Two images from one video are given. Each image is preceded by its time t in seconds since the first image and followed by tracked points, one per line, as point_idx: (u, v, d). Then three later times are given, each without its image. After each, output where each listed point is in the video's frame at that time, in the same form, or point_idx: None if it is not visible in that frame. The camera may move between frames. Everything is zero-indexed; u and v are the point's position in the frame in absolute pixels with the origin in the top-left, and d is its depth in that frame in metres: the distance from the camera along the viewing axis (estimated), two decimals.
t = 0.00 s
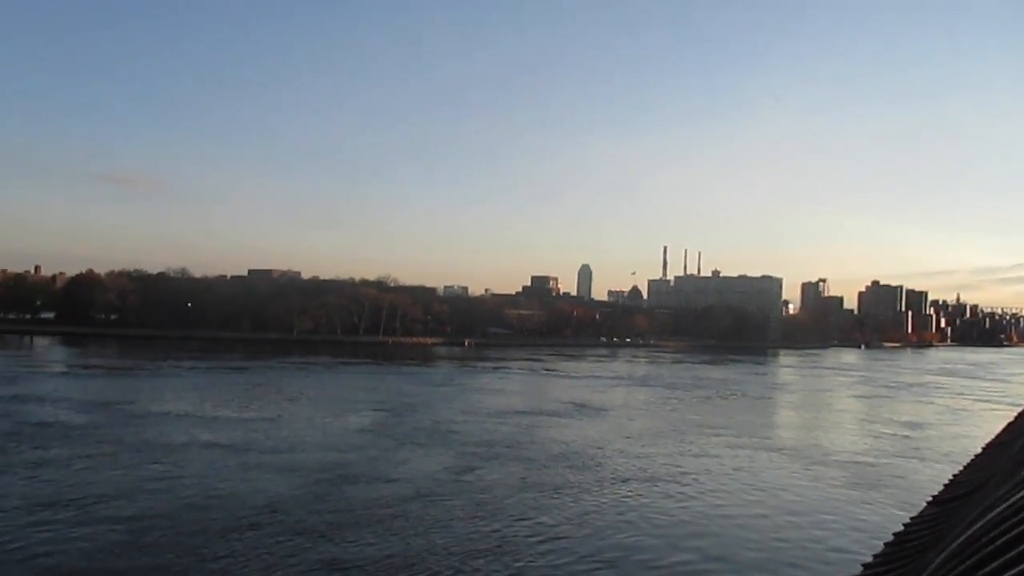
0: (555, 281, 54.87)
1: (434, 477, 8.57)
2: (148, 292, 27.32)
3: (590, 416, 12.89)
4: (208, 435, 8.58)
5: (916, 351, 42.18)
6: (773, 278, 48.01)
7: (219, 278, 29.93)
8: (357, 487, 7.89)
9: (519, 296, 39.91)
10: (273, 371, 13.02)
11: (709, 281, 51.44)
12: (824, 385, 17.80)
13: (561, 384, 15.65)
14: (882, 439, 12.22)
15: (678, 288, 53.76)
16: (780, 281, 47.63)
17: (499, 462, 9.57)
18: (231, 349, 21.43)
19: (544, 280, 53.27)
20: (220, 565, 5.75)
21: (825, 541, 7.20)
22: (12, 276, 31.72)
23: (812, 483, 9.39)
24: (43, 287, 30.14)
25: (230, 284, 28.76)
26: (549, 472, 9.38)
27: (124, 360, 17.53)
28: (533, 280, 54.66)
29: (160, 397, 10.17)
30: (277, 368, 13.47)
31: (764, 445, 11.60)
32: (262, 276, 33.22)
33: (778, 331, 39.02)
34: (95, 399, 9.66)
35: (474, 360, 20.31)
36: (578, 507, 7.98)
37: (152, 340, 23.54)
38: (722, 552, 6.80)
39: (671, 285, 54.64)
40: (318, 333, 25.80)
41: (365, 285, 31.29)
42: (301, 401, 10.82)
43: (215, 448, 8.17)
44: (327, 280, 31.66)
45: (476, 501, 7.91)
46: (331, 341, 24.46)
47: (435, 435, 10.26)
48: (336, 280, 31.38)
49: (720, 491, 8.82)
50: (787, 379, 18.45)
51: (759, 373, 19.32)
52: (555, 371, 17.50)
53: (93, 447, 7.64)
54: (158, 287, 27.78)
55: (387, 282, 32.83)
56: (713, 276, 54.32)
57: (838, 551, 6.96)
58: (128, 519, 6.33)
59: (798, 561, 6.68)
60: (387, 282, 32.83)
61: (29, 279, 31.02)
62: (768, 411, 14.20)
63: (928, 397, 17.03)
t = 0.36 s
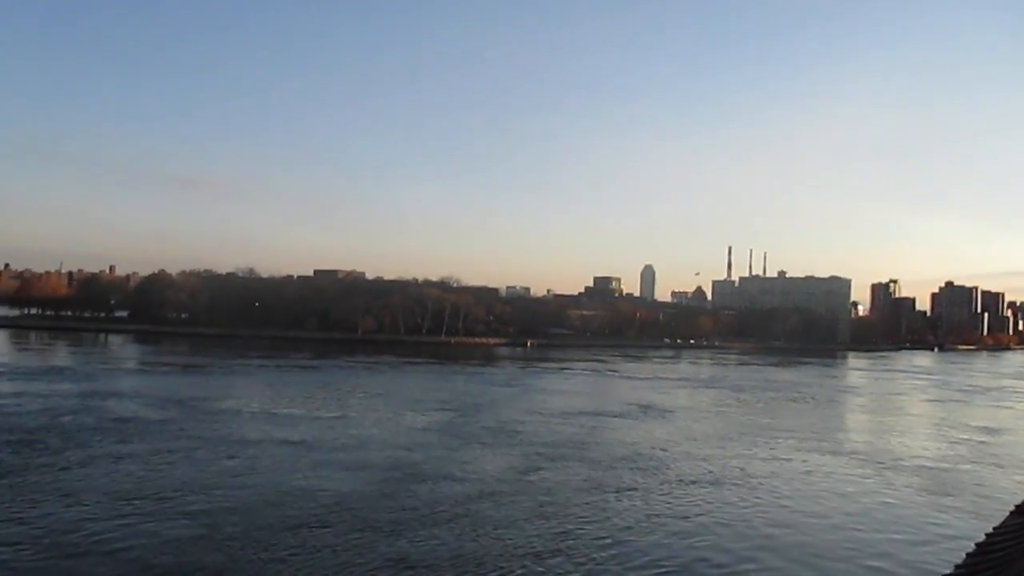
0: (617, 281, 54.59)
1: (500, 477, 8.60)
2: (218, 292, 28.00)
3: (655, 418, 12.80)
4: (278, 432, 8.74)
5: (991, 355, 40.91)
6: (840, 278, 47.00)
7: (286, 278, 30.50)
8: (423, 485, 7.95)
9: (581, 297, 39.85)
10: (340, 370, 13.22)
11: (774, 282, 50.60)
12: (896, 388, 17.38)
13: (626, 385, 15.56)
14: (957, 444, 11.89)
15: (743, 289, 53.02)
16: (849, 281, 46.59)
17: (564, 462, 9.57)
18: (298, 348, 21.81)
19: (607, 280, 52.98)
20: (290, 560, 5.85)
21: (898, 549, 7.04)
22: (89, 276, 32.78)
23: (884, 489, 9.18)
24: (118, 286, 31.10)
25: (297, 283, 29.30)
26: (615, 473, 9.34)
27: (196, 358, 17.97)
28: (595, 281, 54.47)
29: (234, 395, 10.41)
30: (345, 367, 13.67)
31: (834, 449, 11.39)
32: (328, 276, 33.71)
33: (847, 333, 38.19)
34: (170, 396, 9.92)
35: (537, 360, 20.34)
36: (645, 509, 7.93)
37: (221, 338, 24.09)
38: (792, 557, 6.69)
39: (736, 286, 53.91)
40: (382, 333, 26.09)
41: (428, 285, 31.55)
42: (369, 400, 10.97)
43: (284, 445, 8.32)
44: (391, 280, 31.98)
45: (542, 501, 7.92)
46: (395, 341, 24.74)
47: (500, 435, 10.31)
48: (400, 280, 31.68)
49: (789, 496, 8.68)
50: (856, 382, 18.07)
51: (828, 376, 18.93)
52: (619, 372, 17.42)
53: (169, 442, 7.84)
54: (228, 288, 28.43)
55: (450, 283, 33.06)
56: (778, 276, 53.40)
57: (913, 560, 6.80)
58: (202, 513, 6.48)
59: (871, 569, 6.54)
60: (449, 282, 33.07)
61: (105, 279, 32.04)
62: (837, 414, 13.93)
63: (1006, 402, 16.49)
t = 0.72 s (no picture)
0: (685, 284, 54.05)
1: (569, 479, 8.58)
2: (289, 295, 28.55)
3: (726, 423, 12.63)
4: (351, 432, 8.87)
5: None
6: (917, 281, 45.72)
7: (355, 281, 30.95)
8: (493, 487, 7.97)
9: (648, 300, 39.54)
10: (410, 372, 13.36)
11: (848, 285, 49.48)
12: (978, 394, 16.83)
13: (695, 389, 15.39)
14: None
15: (816, 292, 51.98)
16: (926, 284, 45.22)
17: (633, 466, 9.50)
18: (367, 350, 22.10)
19: (674, 283, 52.44)
20: (363, 558, 5.93)
21: (980, 561, 6.81)
22: (166, 279, 33.75)
23: (965, 498, 8.89)
24: (193, 288, 31.94)
25: (365, 286, 29.71)
26: (685, 477, 9.24)
27: (269, 360, 18.34)
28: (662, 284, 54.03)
29: (309, 395, 10.61)
30: (415, 369, 13.81)
31: (912, 456, 11.08)
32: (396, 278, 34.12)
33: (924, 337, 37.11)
34: (246, 395, 10.15)
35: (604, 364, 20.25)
36: (716, 514, 7.83)
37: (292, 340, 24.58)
38: (869, 567, 6.52)
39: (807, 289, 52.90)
40: (449, 336, 26.29)
41: (494, 287, 31.68)
42: (439, 401, 11.06)
43: (356, 445, 8.43)
44: (458, 283, 32.20)
45: (612, 505, 7.87)
46: (462, 344, 24.90)
47: (569, 438, 10.28)
48: (467, 283, 31.87)
49: (865, 503, 8.47)
50: (936, 388, 17.54)
51: (905, 381, 18.42)
52: (688, 376, 17.24)
53: (246, 440, 8.03)
54: (299, 289, 28.98)
55: (516, 286, 33.14)
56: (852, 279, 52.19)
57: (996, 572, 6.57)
58: (278, 511, 6.60)
59: None
60: (516, 286, 33.15)
61: (181, 282, 32.95)
62: (916, 421, 13.55)
63: None
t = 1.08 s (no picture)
0: (754, 286, 53.28)
1: (640, 481, 8.52)
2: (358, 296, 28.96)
3: (800, 425, 12.40)
4: (423, 432, 8.96)
5: None
6: (998, 282, 44.26)
7: (422, 282, 31.24)
8: (563, 488, 7.96)
9: (716, 301, 39.07)
10: (480, 373, 13.45)
11: (924, 285, 48.17)
12: None
13: (768, 392, 15.16)
14: None
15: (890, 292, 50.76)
16: (1007, 285, 43.75)
17: (705, 468, 9.41)
18: (435, 351, 22.30)
19: (744, 284, 51.74)
20: (433, 556, 5.98)
21: None
22: (240, 281, 34.56)
23: None
24: (266, 290, 32.64)
25: (432, 287, 29.97)
26: (758, 480, 9.10)
27: (340, 361, 18.65)
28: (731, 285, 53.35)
29: (381, 395, 10.75)
30: (485, 370, 13.89)
31: (995, 462, 10.73)
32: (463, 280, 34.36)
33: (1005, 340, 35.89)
34: (320, 395, 10.34)
35: (672, 365, 20.08)
36: (789, 518, 7.70)
37: (361, 341, 24.94)
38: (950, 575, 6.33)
39: (881, 290, 51.68)
40: (516, 337, 26.36)
41: (560, 289, 31.67)
42: (509, 402, 11.11)
43: (427, 445, 8.51)
44: (524, 284, 32.27)
45: (684, 508, 7.79)
46: (529, 345, 24.96)
47: (640, 439, 10.23)
48: (533, 285, 31.93)
49: (945, 510, 8.23)
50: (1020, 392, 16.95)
51: (987, 385, 17.85)
52: (760, 378, 16.98)
53: (322, 439, 8.17)
54: (368, 291, 29.38)
55: (582, 287, 33.08)
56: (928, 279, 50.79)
57: None
58: (352, 508, 6.70)
59: None
60: (582, 287, 33.08)
61: (254, 284, 33.70)
62: (998, 426, 13.12)
63: None
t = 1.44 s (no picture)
0: (825, 282, 52.19)
1: (711, 480, 8.42)
2: (424, 294, 29.24)
3: (875, 425, 12.12)
4: (492, 428, 8.99)
5: None
6: None
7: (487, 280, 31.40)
8: (633, 486, 7.91)
9: (787, 298, 38.39)
10: (548, 370, 13.47)
11: (1004, 282, 46.57)
12: None
13: (842, 390, 14.84)
14: None
15: (968, 289, 49.21)
16: None
17: (778, 468, 9.25)
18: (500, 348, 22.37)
19: (814, 280, 50.66)
20: (504, 551, 6.01)
21: None
22: (309, 279, 35.16)
23: None
24: (334, 288, 33.17)
25: (497, 284, 30.08)
26: (833, 480, 8.93)
27: (407, 358, 18.83)
28: (802, 281, 52.33)
29: (451, 392, 10.83)
30: (553, 367, 13.91)
31: None
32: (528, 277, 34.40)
33: None
34: (392, 392, 10.47)
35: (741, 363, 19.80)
36: (865, 519, 7.52)
37: (426, 338, 25.17)
38: None
39: (958, 286, 50.14)
40: (581, 334, 26.29)
41: (626, 286, 31.48)
42: (578, 399, 11.10)
43: (496, 441, 8.54)
44: (589, 281, 32.16)
45: (756, 507, 7.68)
46: (594, 342, 24.88)
47: (711, 438, 10.10)
48: (599, 282, 31.79)
49: None
50: None
51: None
52: (833, 376, 16.64)
53: (394, 435, 8.26)
54: (433, 289, 29.64)
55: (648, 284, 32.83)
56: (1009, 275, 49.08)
57: None
58: (424, 503, 6.77)
59: None
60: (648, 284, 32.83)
61: (323, 283, 34.27)
62: None
63: None
